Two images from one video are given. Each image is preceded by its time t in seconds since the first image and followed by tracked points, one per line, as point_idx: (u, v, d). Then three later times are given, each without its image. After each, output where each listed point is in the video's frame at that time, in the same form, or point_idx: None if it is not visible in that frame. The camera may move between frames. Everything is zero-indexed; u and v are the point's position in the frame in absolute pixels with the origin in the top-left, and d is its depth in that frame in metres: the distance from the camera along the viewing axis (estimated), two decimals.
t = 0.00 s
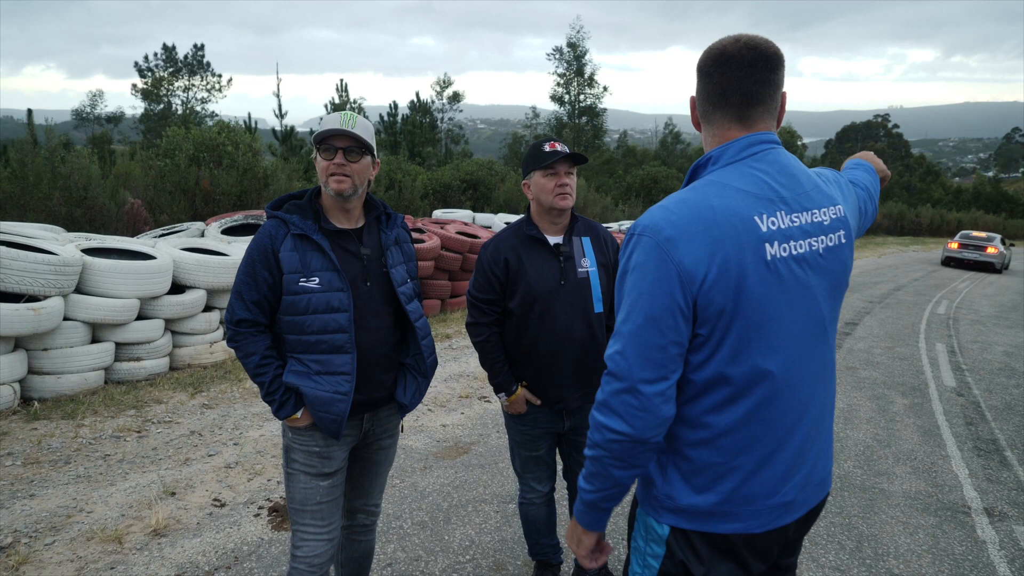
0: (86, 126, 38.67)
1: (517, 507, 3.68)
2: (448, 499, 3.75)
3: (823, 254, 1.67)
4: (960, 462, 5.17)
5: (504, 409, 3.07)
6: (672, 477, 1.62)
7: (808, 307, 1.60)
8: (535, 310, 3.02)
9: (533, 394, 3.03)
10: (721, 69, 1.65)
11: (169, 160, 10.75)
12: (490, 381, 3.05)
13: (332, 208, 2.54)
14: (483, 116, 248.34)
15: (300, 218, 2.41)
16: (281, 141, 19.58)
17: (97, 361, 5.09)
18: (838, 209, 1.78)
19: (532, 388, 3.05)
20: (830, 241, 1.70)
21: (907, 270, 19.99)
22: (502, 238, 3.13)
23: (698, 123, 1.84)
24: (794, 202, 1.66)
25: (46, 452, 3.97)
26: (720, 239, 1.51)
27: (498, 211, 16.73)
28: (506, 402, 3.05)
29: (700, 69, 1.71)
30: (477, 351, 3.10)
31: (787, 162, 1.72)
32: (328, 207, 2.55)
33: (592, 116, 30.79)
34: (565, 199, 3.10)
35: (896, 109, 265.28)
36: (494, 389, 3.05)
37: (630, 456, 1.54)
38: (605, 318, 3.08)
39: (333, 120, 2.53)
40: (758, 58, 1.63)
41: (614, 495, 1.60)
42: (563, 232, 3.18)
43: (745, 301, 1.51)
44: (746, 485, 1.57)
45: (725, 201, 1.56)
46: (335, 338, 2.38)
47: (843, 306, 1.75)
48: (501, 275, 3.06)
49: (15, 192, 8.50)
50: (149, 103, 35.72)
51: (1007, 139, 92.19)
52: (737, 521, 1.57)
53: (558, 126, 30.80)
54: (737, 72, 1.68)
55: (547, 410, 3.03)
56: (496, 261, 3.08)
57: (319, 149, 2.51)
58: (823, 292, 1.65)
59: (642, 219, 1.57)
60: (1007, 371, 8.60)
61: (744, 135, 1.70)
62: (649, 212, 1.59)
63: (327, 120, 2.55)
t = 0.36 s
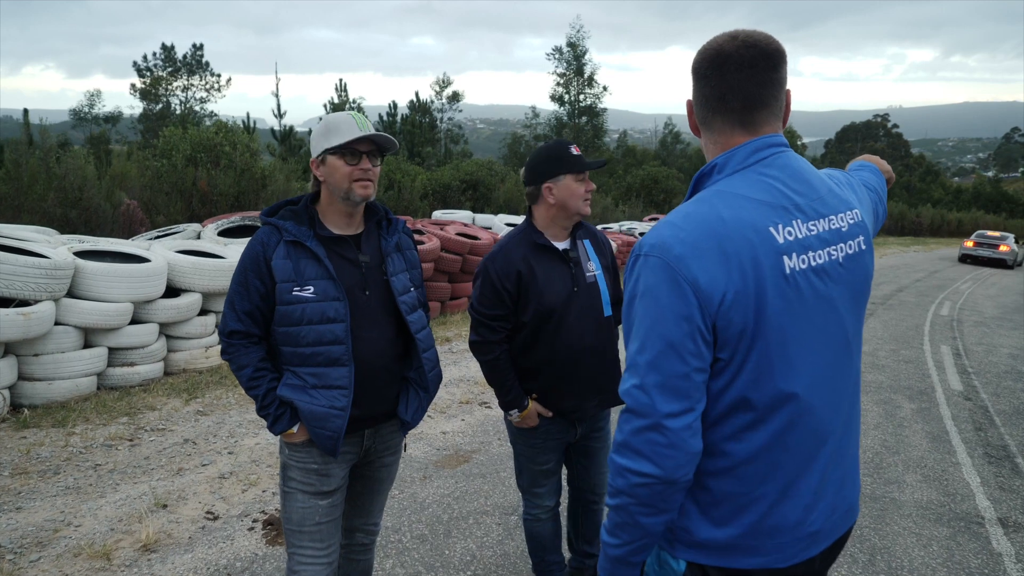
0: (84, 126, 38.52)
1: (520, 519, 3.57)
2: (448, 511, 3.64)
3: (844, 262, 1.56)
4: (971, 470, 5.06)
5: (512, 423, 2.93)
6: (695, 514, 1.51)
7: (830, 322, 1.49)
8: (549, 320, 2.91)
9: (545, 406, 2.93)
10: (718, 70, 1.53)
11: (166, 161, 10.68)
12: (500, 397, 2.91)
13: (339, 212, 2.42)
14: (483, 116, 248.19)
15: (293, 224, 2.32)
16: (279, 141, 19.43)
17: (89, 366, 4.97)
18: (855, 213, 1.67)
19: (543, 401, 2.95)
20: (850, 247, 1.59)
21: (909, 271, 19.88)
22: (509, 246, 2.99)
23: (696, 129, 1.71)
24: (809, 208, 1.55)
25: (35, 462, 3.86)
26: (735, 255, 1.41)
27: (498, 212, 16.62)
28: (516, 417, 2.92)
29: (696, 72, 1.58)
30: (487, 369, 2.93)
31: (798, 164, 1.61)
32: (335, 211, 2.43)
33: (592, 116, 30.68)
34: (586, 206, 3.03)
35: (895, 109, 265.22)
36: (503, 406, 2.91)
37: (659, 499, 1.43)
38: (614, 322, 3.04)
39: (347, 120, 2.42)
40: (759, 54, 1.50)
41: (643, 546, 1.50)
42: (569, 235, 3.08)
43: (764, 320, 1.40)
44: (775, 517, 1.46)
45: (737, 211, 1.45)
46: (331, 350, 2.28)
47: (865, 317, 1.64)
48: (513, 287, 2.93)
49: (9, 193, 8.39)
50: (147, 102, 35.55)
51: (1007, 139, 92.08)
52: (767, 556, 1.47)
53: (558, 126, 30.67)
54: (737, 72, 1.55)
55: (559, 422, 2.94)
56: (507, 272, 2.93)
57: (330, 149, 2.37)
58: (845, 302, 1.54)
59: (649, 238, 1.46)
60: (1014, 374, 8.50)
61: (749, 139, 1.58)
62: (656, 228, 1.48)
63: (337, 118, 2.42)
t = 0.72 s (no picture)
0: (81, 126, 38.32)
1: (522, 533, 3.47)
2: (449, 523, 3.53)
3: (870, 278, 1.46)
4: (981, 478, 4.96)
5: (531, 438, 2.85)
6: (704, 548, 1.41)
7: (854, 344, 1.39)
8: (571, 330, 2.89)
9: (563, 417, 2.91)
10: (748, 64, 1.39)
11: (162, 162, 10.55)
12: (521, 413, 2.80)
13: (355, 219, 2.33)
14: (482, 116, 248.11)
15: (301, 236, 2.18)
16: (277, 142, 19.30)
17: (81, 373, 4.87)
18: (881, 225, 1.57)
19: (561, 411, 2.92)
20: (877, 262, 1.49)
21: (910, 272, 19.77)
22: (524, 254, 2.89)
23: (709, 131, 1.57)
24: (833, 219, 1.45)
25: (23, 473, 3.75)
26: (754, 270, 1.30)
27: (498, 213, 16.49)
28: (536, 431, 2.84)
29: (720, 66, 1.44)
30: (508, 383, 2.81)
31: (821, 171, 1.51)
32: (350, 218, 2.33)
33: (592, 116, 30.55)
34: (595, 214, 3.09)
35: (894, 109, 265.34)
36: (524, 422, 2.81)
37: (661, 533, 1.33)
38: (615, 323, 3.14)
39: (371, 124, 2.34)
40: (792, 49, 1.38)
41: None
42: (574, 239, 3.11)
43: (784, 342, 1.30)
44: (790, 555, 1.36)
45: (757, 222, 1.35)
46: (351, 366, 2.17)
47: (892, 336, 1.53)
48: (534, 297, 2.84)
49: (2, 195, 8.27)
50: (145, 103, 35.38)
51: (1005, 139, 92.16)
52: None
53: (557, 127, 30.56)
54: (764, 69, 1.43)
55: (575, 431, 2.94)
56: (528, 281, 2.84)
57: (366, 155, 2.26)
58: (870, 323, 1.43)
59: (658, 249, 1.35)
60: (1020, 377, 8.39)
61: (773, 142, 1.45)
62: (666, 238, 1.37)
63: (361, 121, 2.30)
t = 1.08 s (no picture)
0: (72, 126, 37.97)
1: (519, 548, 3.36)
2: (443, 538, 3.42)
3: (911, 308, 1.35)
4: (985, 485, 4.87)
5: (534, 450, 2.75)
6: None
7: (889, 380, 1.28)
8: (569, 336, 2.79)
9: (564, 425, 2.82)
10: (814, 59, 1.28)
11: (152, 163, 10.36)
12: (523, 425, 2.70)
13: (349, 224, 2.24)
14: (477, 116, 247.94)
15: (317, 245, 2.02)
16: (271, 142, 19.14)
17: (65, 381, 4.74)
18: (926, 250, 1.46)
19: (562, 420, 2.83)
20: (921, 290, 1.39)
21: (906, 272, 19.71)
22: (518, 261, 2.79)
23: (747, 129, 1.43)
24: (878, 239, 1.34)
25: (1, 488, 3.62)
26: (792, 290, 1.19)
27: (494, 214, 16.35)
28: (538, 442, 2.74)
29: (777, 59, 1.31)
30: (507, 396, 2.70)
31: (864, 185, 1.40)
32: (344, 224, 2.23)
33: (587, 116, 30.42)
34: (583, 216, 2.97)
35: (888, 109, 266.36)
36: (527, 434, 2.70)
37: (653, 564, 1.23)
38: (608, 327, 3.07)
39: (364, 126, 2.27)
40: (857, 49, 1.29)
41: None
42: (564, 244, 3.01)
43: (817, 373, 1.20)
44: None
45: (797, 235, 1.24)
46: (378, 379, 2.07)
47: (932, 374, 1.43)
48: (530, 304, 2.74)
49: None
50: (138, 103, 35.11)
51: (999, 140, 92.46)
52: None
53: (552, 127, 30.44)
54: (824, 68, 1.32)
55: (576, 440, 2.85)
56: (524, 289, 2.74)
57: (370, 159, 2.21)
58: (909, 359, 1.33)
59: (681, 255, 1.24)
60: (1019, 380, 8.32)
61: (826, 147, 1.35)
62: (693, 244, 1.25)
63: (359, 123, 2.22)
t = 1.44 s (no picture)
0: (49, 126, 37.31)
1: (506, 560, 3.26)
2: (427, 551, 3.32)
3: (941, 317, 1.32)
4: (973, 487, 4.85)
5: (512, 447, 2.66)
6: None
7: (925, 390, 1.25)
8: (547, 335, 2.69)
9: (544, 420, 2.73)
10: (839, 54, 1.23)
11: (130, 164, 10.14)
12: (497, 423, 2.62)
13: (333, 235, 2.12)
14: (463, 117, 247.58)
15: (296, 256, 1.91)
16: (253, 143, 18.90)
17: (36, 390, 4.58)
18: (945, 256, 1.45)
19: (541, 416, 2.74)
20: (946, 298, 1.37)
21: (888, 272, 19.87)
22: (491, 264, 2.70)
23: (759, 127, 1.38)
24: (910, 244, 1.31)
25: None
26: (840, 300, 1.12)
27: (479, 215, 16.23)
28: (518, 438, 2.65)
29: (801, 53, 1.25)
30: (479, 396, 2.62)
31: (889, 188, 1.37)
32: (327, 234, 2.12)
33: (573, 117, 30.39)
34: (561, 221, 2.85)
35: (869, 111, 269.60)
36: (504, 431, 2.62)
37: None
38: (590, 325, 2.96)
39: (356, 131, 2.15)
40: (884, 45, 1.25)
41: None
42: (542, 246, 2.90)
43: (867, 388, 1.14)
44: None
45: (838, 240, 1.18)
46: (357, 399, 1.97)
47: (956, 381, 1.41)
48: (503, 306, 2.65)
49: None
50: (117, 102, 34.58)
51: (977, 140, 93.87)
52: None
53: (537, 128, 30.39)
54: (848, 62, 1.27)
55: (555, 439, 2.76)
56: (496, 292, 2.64)
57: (359, 168, 2.08)
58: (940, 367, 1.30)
59: (718, 263, 1.16)
60: (1002, 379, 8.37)
61: (850, 147, 1.30)
62: (730, 251, 1.17)
63: (351, 129, 2.10)
